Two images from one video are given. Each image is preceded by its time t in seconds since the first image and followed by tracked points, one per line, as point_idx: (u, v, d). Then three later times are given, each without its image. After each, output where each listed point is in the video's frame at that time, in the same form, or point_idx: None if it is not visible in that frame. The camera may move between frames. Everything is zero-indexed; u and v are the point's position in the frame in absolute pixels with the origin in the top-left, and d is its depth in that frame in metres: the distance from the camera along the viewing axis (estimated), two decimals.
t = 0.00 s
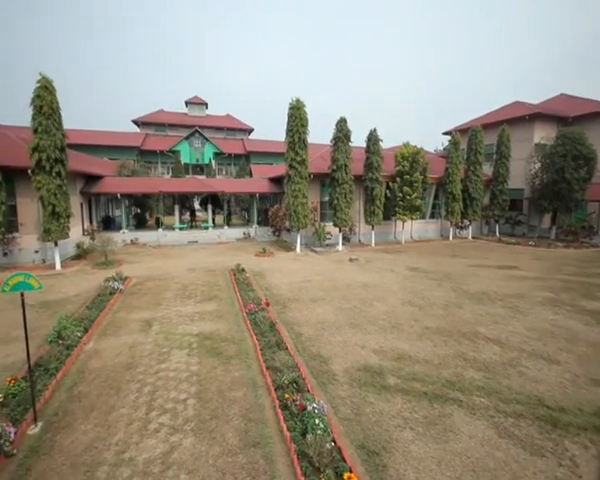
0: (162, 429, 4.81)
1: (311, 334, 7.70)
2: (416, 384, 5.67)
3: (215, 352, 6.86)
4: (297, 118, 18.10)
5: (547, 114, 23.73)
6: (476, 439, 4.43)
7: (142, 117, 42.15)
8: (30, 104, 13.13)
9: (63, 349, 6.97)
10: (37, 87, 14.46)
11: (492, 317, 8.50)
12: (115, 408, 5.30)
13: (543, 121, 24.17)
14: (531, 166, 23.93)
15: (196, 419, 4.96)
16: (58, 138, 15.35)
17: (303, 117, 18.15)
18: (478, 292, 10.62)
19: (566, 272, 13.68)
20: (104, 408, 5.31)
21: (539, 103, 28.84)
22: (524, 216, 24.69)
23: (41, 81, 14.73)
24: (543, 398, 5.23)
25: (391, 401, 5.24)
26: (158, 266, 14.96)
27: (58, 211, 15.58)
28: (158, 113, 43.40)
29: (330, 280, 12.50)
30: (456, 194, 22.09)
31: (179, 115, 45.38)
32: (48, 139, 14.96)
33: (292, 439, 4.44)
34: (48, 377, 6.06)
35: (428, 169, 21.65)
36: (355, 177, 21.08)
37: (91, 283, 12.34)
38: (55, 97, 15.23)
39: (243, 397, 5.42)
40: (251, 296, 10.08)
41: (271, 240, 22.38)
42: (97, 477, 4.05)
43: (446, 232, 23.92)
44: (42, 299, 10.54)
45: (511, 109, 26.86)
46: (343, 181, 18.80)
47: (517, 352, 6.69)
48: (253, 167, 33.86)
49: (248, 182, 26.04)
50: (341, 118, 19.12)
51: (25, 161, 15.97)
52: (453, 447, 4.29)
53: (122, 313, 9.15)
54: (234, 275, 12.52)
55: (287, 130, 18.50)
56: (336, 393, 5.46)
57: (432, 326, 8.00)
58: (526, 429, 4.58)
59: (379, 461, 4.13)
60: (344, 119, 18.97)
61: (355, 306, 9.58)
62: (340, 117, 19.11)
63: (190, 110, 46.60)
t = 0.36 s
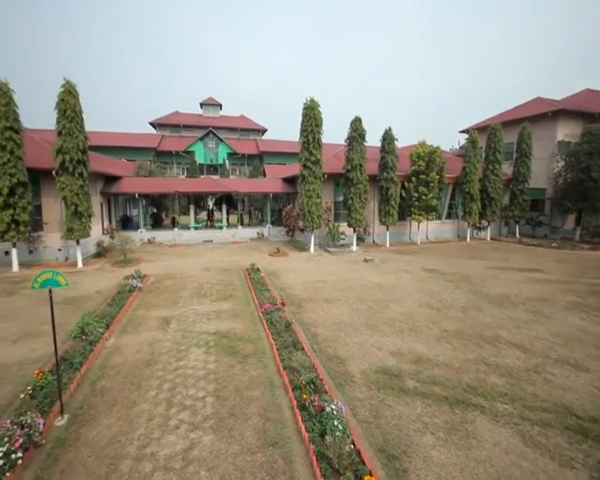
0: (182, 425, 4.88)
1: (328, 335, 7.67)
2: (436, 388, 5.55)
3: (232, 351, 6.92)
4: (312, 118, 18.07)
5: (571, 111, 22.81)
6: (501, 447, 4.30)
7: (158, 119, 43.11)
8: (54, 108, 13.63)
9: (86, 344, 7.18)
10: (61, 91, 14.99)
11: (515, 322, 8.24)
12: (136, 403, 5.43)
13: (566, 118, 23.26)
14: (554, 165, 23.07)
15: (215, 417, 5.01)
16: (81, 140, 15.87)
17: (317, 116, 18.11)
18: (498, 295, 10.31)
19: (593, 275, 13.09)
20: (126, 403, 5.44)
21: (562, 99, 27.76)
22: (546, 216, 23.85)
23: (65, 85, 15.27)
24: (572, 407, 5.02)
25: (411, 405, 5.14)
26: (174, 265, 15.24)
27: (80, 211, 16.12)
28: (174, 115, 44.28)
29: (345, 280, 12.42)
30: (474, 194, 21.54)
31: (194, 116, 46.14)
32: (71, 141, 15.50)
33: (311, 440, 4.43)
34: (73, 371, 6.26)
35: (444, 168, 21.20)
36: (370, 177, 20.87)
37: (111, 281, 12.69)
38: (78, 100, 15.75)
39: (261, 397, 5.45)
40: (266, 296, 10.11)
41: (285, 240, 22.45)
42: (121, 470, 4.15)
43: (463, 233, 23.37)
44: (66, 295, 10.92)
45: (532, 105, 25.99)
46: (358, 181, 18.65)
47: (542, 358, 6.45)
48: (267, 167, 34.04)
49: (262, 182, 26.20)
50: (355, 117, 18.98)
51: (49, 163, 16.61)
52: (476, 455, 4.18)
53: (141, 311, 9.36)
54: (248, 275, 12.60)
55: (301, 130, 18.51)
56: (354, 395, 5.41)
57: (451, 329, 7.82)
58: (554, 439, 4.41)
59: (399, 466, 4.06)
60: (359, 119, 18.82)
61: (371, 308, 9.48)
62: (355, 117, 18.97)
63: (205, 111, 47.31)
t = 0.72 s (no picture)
0: (202, 423, 4.95)
1: (344, 336, 7.61)
2: (457, 393, 5.42)
3: (248, 350, 6.98)
4: (326, 117, 18.01)
5: (598, 107, 21.83)
6: (527, 456, 4.15)
7: (174, 121, 43.98)
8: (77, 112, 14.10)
9: (108, 340, 7.39)
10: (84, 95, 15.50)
11: (539, 326, 7.95)
12: (156, 399, 5.54)
13: (592, 115, 22.29)
14: (579, 164, 22.15)
15: (234, 416, 5.05)
16: (101, 141, 16.34)
17: (332, 116, 18.04)
18: (520, 299, 9.98)
19: None
20: (147, 398, 5.57)
21: (588, 94, 26.61)
22: (570, 217, 22.93)
23: (88, 89, 15.79)
24: None
25: (431, 410, 5.03)
26: (190, 264, 15.49)
27: (101, 211, 16.62)
28: (189, 117, 45.08)
29: (360, 281, 12.30)
30: (493, 194, 20.93)
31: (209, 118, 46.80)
32: (93, 143, 16.00)
33: (330, 442, 4.41)
34: (96, 365, 6.45)
35: (462, 168, 20.70)
36: (385, 177, 20.62)
37: (130, 279, 13.03)
38: (100, 104, 16.25)
39: (278, 396, 5.47)
40: (282, 296, 10.14)
41: (299, 240, 22.46)
42: (144, 465, 4.23)
43: (481, 234, 22.77)
44: (88, 292, 11.28)
45: (554, 102, 25.06)
46: (373, 182, 18.45)
47: (569, 365, 6.19)
48: (281, 167, 34.14)
49: (276, 182, 26.31)
50: (371, 116, 18.80)
51: (72, 164, 17.21)
52: (501, 463, 4.05)
53: (160, 309, 9.56)
54: (263, 275, 12.68)
55: (316, 130, 18.50)
56: (372, 397, 5.35)
57: (471, 333, 7.62)
58: (585, 450, 4.22)
59: (421, 472, 3.98)
60: (374, 118, 18.64)
61: (387, 309, 9.36)
62: (370, 116, 18.79)
63: (219, 112, 47.93)
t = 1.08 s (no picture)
0: (221, 421, 5.00)
1: (361, 337, 7.53)
2: (480, 399, 5.27)
3: (265, 350, 7.01)
4: (341, 117, 17.91)
5: None
6: (557, 468, 3.98)
7: (190, 122, 44.81)
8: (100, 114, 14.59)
9: (129, 336, 7.58)
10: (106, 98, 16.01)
11: (566, 332, 7.63)
12: (177, 396, 5.64)
13: None
14: None
15: (253, 415, 5.08)
16: (122, 143, 16.84)
17: (347, 116, 17.93)
18: (545, 303, 9.62)
19: None
20: (167, 395, 5.68)
21: None
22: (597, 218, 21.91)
23: (109, 92, 16.30)
24: None
25: (454, 415, 4.91)
26: (207, 263, 15.72)
27: (121, 210, 17.11)
28: (205, 118, 45.83)
29: (376, 282, 12.15)
30: (515, 193, 20.27)
31: (224, 119, 47.43)
32: (114, 145, 16.51)
33: (350, 444, 4.37)
34: (119, 361, 6.63)
35: (482, 167, 20.15)
36: (401, 177, 20.32)
37: (150, 277, 13.35)
38: (120, 106, 16.74)
39: (297, 397, 5.47)
40: (298, 296, 10.16)
41: (313, 240, 22.43)
42: (166, 460, 4.31)
43: (501, 235, 22.08)
44: (109, 290, 11.63)
45: (580, 98, 24.05)
46: (389, 181, 18.21)
47: None
48: (295, 167, 34.21)
49: (290, 182, 26.37)
50: (386, 115, 18.57)
51: (94, 165, 17.79)
52: (529, 474, 3.90)
53: (178, 307, 9.75)
54: (279, 275, 12.73)
55: (331, 130, 18.43)
56: (392, 400, 5.27)
57: (493, 337, 7.39)
58: None
59: None
60: (390, 117, 18.40)
61: (405, 311, 9.21)
62: (386, 115, 18.57)
63: (234, 114, 48.51)
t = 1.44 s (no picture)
0: (241, 419, 5.03)
1: (379, 339, 7.44)
2: (505, 405, 5.09)
3: (283, 350, 7.03)
4: (357, 116, 17.75)
5: None
6: None
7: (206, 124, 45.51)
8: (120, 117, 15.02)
9: (149, 333, 7.76)
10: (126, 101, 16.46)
11: (596, 339, 7.28)
12: (196, 393, 5.72)
13: None
14: None
15: (272, 415, 5.09)
16: (141, 145, 17.28)
17: (363, 115, 17.75)
18: (572, 308, 9.22)
19: None
20: (188, 392, 5.77)
21: None
22: None
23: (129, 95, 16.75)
24: None
25: (478, 422, 4.76)
26: (223, 262, 15.92)
27: (140, 210, 17.55)
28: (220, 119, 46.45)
29: (393, 283, 11.98)
30: (538, 193, 19.53)
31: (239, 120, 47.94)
32: (134, 146, 16.96)
33: (370, 448, 4.31)
34: (140, 357, 6.79)
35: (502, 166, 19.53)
36: (418, 176, 19.95)
37: (168, 275, 13.63)
38: (140, 108, 17.17)
39: (316, 397, 5.46)
40: (314, 296, 10.14)
41: (328, 240, 22.35)
42: (188, 456, 4.37)
43: (523, 236, 21.34)
44: (130, 287, 11.94)
45: None
46: (405, 181, 17.90)
47: None
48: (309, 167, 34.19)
49: (305, 182, 26.36)
50: (403, 114, 18.27)
51: (115, 166, 18.33)
52: None
53: (196, 305, 9.90)
54: (294, 275, 12.75)
55: (346, 130, 18.30)
56: (413, 404, 5.17)
57: (517, 342, 7.14)
58: None
59: None
60: (407, 116, 18.08)
61: (423, 313, 9.03)
62: (402, 114, 18.28)
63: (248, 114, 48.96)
